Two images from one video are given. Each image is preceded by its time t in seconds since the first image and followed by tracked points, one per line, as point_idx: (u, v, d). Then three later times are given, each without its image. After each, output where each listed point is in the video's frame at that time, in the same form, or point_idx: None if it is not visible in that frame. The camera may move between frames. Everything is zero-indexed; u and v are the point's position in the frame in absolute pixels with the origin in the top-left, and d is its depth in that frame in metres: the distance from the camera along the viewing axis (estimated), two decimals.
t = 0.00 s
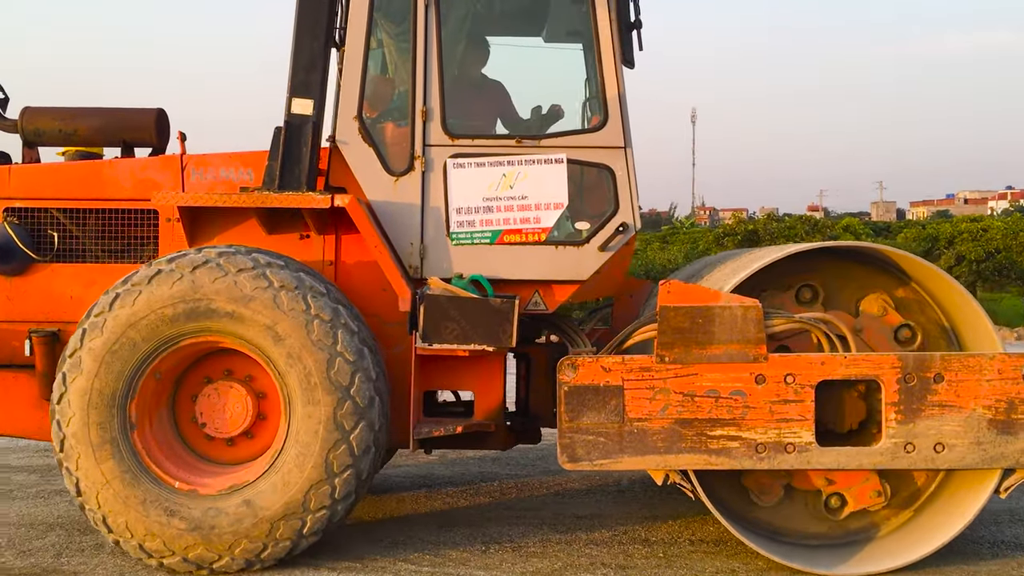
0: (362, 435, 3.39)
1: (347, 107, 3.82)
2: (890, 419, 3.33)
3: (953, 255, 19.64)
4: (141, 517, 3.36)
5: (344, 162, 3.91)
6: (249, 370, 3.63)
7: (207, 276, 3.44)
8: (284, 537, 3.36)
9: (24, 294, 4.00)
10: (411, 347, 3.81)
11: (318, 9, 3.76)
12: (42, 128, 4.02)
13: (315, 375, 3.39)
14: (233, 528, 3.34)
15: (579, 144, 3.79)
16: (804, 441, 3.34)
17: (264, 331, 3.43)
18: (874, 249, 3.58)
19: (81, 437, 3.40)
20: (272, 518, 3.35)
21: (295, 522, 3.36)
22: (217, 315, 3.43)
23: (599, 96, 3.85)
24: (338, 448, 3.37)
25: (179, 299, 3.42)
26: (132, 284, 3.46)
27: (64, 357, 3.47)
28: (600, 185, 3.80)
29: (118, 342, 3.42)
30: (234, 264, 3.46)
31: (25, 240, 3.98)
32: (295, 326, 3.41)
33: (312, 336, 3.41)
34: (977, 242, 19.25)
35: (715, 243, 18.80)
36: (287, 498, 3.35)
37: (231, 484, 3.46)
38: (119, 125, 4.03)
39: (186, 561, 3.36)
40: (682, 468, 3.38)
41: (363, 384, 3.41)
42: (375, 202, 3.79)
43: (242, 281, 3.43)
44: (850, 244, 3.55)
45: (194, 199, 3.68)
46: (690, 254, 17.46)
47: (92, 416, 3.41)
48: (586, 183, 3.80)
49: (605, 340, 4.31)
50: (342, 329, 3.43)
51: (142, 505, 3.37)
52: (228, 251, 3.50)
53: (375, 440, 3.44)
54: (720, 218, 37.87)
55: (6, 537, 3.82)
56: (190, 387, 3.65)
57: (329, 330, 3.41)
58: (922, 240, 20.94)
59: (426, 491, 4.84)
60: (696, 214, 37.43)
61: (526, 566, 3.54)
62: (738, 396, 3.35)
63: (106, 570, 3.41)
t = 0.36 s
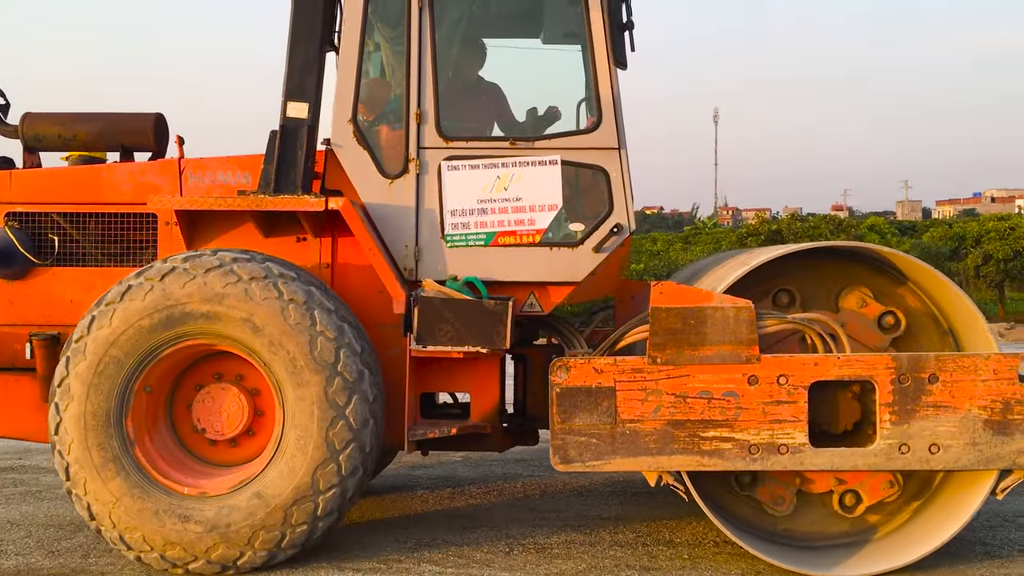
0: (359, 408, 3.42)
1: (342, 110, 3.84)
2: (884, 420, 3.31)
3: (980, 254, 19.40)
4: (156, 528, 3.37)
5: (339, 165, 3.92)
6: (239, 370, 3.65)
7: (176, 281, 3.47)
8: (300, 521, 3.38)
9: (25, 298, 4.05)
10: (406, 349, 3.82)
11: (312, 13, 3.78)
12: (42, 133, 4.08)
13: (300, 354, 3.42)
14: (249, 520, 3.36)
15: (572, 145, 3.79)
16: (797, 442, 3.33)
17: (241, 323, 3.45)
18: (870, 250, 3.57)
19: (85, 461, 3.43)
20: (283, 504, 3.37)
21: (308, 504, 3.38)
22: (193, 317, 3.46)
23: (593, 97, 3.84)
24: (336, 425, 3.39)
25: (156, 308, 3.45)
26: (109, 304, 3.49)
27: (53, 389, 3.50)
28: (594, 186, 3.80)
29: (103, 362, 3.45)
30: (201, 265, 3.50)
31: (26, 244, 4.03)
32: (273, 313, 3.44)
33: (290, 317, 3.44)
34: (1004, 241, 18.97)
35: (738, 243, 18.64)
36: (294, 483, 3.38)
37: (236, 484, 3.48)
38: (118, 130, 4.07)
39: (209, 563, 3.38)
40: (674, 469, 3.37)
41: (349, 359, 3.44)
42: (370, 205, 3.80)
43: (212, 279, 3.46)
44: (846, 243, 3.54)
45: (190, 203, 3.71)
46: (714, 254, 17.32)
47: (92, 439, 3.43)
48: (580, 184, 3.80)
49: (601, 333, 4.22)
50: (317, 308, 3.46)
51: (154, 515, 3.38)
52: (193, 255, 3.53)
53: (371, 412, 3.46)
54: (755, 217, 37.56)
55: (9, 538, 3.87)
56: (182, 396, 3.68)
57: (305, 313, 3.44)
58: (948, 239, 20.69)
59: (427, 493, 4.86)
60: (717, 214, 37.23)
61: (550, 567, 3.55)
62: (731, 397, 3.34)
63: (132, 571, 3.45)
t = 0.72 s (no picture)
0: (348, 379, 3.44)
1: (337, 110, 3.85)
2: (877, 420, 3.30)
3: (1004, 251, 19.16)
4: (171, 530, 3.39)
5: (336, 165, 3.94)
6: (227, 366, 3.69)
7: (148, 287, 3.50)
8: (310, 497, 3.40)
9: (26, 297, 4.08)
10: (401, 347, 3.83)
11: (307, 15, 3.81)
12: (43, 133, 4.11)
13: (280, 333, 3.45)
14: (260, 505, 3.39)
15: (567, 144, 3.79)
16: (790, 441, 3.31)
17: (217, 314, 3.47)
18: (867, 250, 3.57)
19: (90, 479, 3.45)
20: (290, 485, 3.39)
21: (314, 479, 3.40)
22: (170, 319, 3.48)
23: (588, 95, 3.83)
24: (329, 399, 3.42)
25: (134, 316, 3.48)
26: (88, 322, 3.51)
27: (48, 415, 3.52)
28: (589, 185, 3.80)
29: (90, 378, 3.48)
30: (169, 267, 3.53)
31: (27, 244, 4.06)
32: (247, 300, 3.46)
33: (265, 299, 3.47)
34: None
35: (759, 241, 18.49)
36: (297, 462, 3.40)
37: (238, 479, 3.51)
38: (117, 130, 4.10)
39: (230, 556, 3.40)
40: (667, 469, 3.36)
41: (330, 333, 3.47)
42: (365, 204, 3.82)
43: (183, 279, 3.49)
44: (843, 242, 3.54)
45: (187, 202, 3.74)
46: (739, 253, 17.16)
47: (92, 455, 3.46)
48: (574, 183, 3.80)
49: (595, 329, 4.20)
50: (289, 288, 3.49)
51: (167, 518, 3.40)
52: (160, 261, 3.56)
53: (361, 382, 3.49)
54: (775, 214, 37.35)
55: (12, 534, 3.91)
56: (175, 402, 3.71)
57: (277, 295, 3.47)
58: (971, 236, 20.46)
59: (427, 491, 4.87)
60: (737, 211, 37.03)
61: (572, 566, 3.54)
62: (723, 396, 3.33)
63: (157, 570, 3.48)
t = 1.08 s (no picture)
0: (333, 354, 3.47)
1: (334, 112, 3.88)
2: (870, 423, 3.28)
3: None
4: (188, 532, 3.41)
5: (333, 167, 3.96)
6: (218, 367, 3.71)
7: (124, 300, 3.53)
8: (317, 475, 3.42)
9: (28, 298, 4.13)
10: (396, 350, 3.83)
11: (304, 20, 3.84)
12: (45, 136, 4.16)
13: (261, 317, 3.48)
14: (270, 490, 3.42)
15: (562, 146, 3.80)
16: (782, 444, 3.30)
17: (196, 314, 3.50)
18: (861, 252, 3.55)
19: (100, 497, 3.48)
20: (294, 467, 3.42)
21: (317, 457, 3.42)
22: (150, 329, 3.51)
23: (584, 98, 3.83)
24: (319, 376, 3.45)
25: (115, 331, 3.51)
26: (73, 345, 3.55)
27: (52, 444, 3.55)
28: (584, 188, 3.80)
29: (83, 399, 3.51)
30: (140, 277, 3.56)
31: (29, 245, 4.11)
32: (222, 295, 3.50)
33: (239, 288, 3.50)
34: None
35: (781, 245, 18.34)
36: (297, 444, 3.43)
37: (241, 476, 3.53)
38: (119, 133, 4.14)
39: (251, 547, 3.42)
40: (659, 471, 3.36)
41: (309, 312, 3.50)
42: (361, 206, 3.84)
43: (157, 287, 3.53)
44: (836, 246, 3.53)
45: (184, 204, 3.77)
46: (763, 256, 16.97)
47: (98, 472, 3.49)
48: (570, 185, 3.80)
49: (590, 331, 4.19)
50: (261, 276, 3.53)
51: (182, 521, 3.42)
52: (129, 277, 3.59)
53: (348, 356, 3.51)
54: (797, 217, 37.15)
55: (14, 533, 3.96)
56: (171, 412, 3.73)
57: (250, 285, 3.50)
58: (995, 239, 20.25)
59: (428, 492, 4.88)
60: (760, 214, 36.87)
61: (595, 568, 3.56)
62: (715, 399, 3.32)
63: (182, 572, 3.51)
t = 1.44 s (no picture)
0: (315, 335, 3.51)
1: (332, 118, 3.90)
2: (864, 429, 3.27)
3: None
4: (204, 532, 3.44)
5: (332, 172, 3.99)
6: (211, 371, 3.74)
7: (104, 317, 3.57)
8: (321, 453, 3.45)
9: (33, 302, 4.18)
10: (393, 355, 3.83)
11: (303, 26, 3.88)
12: (49, 141, 4.21)
13: (240, 305, 3.52)
14: (277, 476, 3.45)
15: (558, 151, 3.81)
16: (775, 449, 3.30)
17: (177, 317, 3.54)
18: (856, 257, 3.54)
19: (111, 514, 3.50)
20: (297, 451, 3.45)
21: (317, 436, 3.46)
22: (134, 342, 3.55)
23: (580, 102, 3.83)
24: (306, 357, 3.49)
25: (102, 348, 3.55)
26: (62, 370, 3.60)
27: (60, 470, 3.58)
28: (581, 193, 3.81)
29: (80, 421, 3.55)
30: (116, 292, 3.60)
31: (34, 250, 4.16)
32: (197, 295, 3.54)
33: (214, 283, 3.55)
34: None
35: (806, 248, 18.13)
36: (296, 428, 3.46)
37: (245, 472, 3.56)
38: (121, 139, 4.19)
39: (269, 536, 3.45)
40: (652, 476, 3.36)
41: (286, 297, 3.54)
42: (359, 210, 3.86)
43: (134, 300, 3.57)
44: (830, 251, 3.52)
45: (184, 209, 3.81)
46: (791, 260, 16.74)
47: (106, 490, 3.52)
48: (566, 190, 3.81)
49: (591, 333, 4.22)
50: (234, 272, 3.57)
51: (197, 521, 3.45)
52: (103, 298, 3.63)
53: (331, 335, 3.55)
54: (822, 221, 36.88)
55: (20, 534, 4.01)
56: (167, 423, 3.76)
57: (223, 281, 3.55)
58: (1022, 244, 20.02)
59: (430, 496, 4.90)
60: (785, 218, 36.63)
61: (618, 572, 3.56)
62: (708, 404, 3.32)
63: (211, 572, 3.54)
